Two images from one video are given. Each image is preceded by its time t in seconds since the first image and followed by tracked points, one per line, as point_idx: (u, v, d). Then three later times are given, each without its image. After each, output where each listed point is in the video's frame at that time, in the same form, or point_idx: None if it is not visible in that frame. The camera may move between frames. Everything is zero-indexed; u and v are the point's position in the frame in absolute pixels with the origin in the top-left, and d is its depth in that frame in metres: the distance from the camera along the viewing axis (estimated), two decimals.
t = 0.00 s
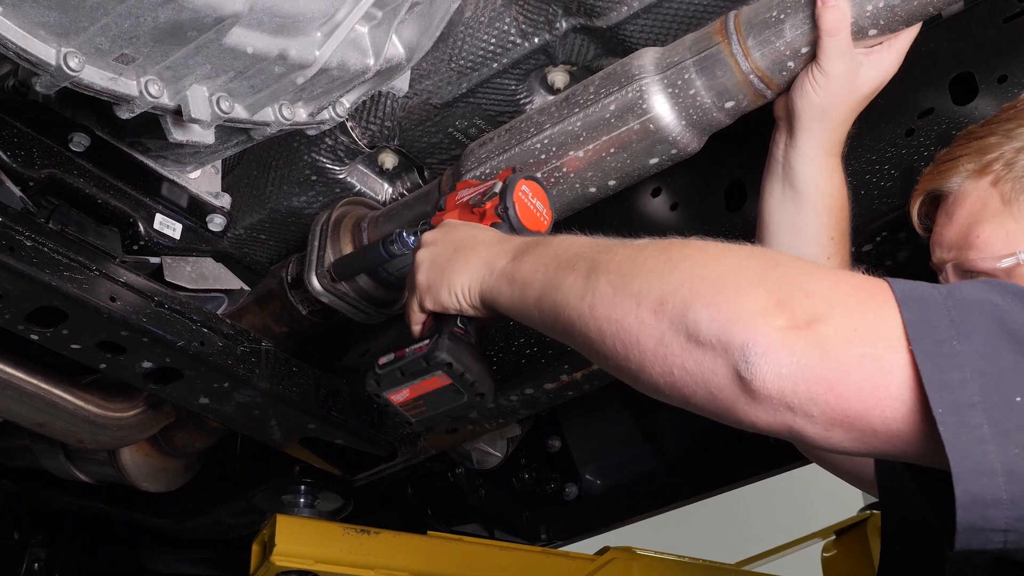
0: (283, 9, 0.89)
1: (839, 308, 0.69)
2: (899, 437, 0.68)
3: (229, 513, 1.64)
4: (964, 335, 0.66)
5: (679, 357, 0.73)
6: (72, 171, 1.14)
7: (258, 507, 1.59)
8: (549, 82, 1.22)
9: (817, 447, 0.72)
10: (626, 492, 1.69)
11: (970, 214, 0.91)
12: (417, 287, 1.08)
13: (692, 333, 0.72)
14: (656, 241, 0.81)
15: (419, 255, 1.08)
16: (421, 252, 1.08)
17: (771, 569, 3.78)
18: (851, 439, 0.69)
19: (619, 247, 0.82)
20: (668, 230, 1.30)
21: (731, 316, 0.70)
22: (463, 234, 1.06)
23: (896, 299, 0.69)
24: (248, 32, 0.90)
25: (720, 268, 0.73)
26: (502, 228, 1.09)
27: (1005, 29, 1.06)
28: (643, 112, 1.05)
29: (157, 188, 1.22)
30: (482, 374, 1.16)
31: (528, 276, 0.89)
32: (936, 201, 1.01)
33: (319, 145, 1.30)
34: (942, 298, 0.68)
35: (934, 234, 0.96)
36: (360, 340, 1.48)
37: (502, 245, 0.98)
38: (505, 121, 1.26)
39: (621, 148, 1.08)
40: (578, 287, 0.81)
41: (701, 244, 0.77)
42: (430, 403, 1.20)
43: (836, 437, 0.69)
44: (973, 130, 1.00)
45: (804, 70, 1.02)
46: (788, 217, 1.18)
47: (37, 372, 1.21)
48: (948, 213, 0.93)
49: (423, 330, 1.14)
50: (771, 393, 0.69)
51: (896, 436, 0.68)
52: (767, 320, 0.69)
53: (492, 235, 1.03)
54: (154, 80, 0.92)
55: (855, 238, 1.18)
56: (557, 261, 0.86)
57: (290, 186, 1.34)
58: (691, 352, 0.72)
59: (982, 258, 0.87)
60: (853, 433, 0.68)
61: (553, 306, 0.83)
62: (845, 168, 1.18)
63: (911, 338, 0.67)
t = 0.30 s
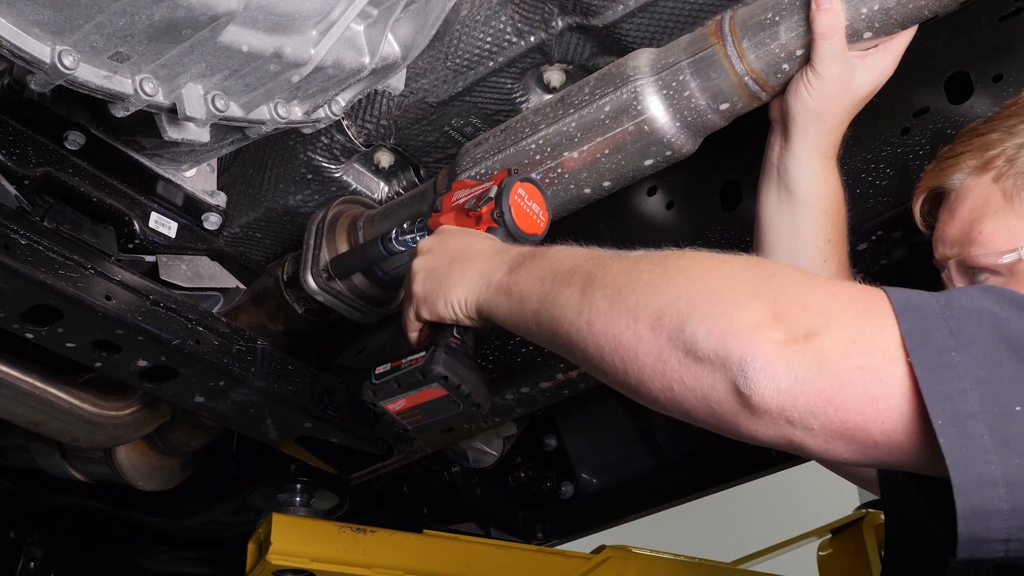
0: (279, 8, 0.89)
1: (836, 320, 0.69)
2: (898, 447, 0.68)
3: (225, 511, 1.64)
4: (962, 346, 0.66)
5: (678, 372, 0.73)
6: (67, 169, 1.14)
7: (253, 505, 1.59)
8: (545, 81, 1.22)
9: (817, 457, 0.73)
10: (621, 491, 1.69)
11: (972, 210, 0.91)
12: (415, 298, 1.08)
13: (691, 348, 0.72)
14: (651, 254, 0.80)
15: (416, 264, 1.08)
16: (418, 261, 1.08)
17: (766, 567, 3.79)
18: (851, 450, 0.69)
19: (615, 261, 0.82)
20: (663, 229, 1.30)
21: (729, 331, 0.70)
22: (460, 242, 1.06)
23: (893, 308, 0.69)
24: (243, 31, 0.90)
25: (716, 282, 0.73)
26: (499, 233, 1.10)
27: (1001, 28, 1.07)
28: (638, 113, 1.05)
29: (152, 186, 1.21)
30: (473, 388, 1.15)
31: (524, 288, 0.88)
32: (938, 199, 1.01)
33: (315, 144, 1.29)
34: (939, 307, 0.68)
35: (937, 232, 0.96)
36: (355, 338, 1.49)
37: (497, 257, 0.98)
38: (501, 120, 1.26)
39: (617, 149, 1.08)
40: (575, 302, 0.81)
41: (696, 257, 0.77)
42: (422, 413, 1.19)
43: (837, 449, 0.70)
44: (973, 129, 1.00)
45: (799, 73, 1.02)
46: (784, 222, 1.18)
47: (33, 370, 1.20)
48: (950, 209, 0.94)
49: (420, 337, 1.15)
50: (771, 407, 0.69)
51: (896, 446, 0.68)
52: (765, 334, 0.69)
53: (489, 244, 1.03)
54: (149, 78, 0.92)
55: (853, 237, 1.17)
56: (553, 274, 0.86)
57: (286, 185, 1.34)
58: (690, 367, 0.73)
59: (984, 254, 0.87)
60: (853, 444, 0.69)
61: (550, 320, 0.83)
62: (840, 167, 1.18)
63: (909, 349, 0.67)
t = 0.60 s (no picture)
0: (278, 6, 0.89)
1: (834, 340, 0.68)
2: (899, 465, 0.68)
3: (225, 511, 1.64)
4: (962, 365, 0.66)
5: (677, 398, 0.72)
6: (66, 168, 1.14)
7: (253, 505, 1.59)
8: (544, 80, 1.22)
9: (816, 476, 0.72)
10: (621, 490, 1.69)
11: (975, 206, 0.90)
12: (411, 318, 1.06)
13: (690, 371, 0.70)
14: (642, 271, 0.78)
15: (405, 283, 1.06)
16: (407, 278, 1.06)
17: (765, 566, 3.79)
18: (853, 471, 0.69)
19: (605, 279, 0.79)
20: (663, 228, 1.31)
21: (728, 357, 0.69)
22: (447, 255, 1.03)
23: (889, 328, 0.69)
24: (243, 29, 0.90)
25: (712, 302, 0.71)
26: (479, 225, 1.10)
27: (1000, 27, 1.07)
28: (635, 113, 1.05)
29: (151, 185, 1.20)
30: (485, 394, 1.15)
31: (515, 309, 0.86)
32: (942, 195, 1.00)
33: (314, 142, 1.30)
34: (938, 328, 0.68)
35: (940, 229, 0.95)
36: (356, 336, 1.49)
37: (487, 271, 0.96)
38: (500, 119, 1.26)
39: (615, 149, 1.08)
40: (568, 325, 0.78)
41: (688, 274, 0.75)
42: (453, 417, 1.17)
43: (838, 469, 0.69)
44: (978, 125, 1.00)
45: (796, 75, 1.02)
46: (782, 223, 1.18)
47: (32, 369, 1.21)
48: (953, 205, 0.93)
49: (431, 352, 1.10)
50: (773, 433, 0.68)
51: (898, 462, 0.68)
52: (765, 358, 0.68)
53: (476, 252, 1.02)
54: (148, 77, 0.92)
55: (853, 236, 1.18)
56: (543, 295, 0.83)
57: (285, 184, 1.34)
58: (690, 393, 0.71)
59: (984, 248, 0.86)
60: (855, 464, 0.69)
61: (544, 343, 0.81)
62: (839, 166, 1.19)
63: (908, 369, 0.67)
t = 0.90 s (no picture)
0: (276, 6, 0.89)
1: (797, 399, 0.69)
2: (876, 515, 0.70)
3: (223, 510, 1.64)
4: (930, 411, 0.66)
5: (653, 467, 0.73)
6: (64, 166, 1.13)
7: (251, 504, 1.59)
8: (543, 79, 1.22)
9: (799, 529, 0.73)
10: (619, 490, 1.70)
11: (966, 197, 0.92)
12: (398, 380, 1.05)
13: (660, 438, 0.71)
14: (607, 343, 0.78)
15: (397, 344, 1.05)
16: (399, 338, 1.05)
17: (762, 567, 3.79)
18: (830, 523, 0.71)
19: (574, 351, 0.79)
20: (661, 227, 1.30)
21: (695, 425, 0.69)
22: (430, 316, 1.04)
23: (853, 382, 0.69)
24: (241, 28, 0.90)
25: (675, 372, 0.71)
26: (483, 294, 1.07)
27: (999, 27, 1.07)
28: (634, 112, 1.05)
29: (149, 183, 1.21)
30: (462, 461, 1.16)
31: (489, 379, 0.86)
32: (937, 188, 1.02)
33: (312, 141, 1.30)
34: (902, 378, 0.68)
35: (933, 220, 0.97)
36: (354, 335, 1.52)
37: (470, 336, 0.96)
38: (499, 119, 1.26)
39: (614, 149, 1.08)
40: (540, 401, 0.78)
41: (651, 342, 0.75)
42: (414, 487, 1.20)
43: (815, 523, 0.71)
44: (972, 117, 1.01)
45: (795, 73, 1.02)
46: (781, 222, 1.18)
47: (29, 368, 1.20)
48: (946, 197, 0.95)
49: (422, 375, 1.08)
50: (749, 498, 0.69)
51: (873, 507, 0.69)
52: (730, 423, 0.68)
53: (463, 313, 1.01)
54: (146, 75, 0.92)
55: (853, 235, 1.19)
56: (516, 371, 0.83)
57: (284, 183, 1.34)
58: (665, 463, 0.72)
59: (976, 241, 0.87)
60: (830, 516, 0.70)
61: (518, 416, 0.82)
62: (838, 166, 1.19)
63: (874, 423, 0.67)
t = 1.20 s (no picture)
0: (273, 6, 0.89)
1: (745, 436, 0.70)
2: (834, 548, 0.71)
3: (220, 509, 1.64)
4: (867, 451, 0.66)
5: (611, 512, 0.75)
6: (62, 167, 1.14)
7: (248, 504, 1.59)
8: (540, 80, 1.22)
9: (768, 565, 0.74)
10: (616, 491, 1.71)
11: (960, 177, 0.93)
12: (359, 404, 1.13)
13: (614, 478, 0.74)
14: (567, 394, 0.83)
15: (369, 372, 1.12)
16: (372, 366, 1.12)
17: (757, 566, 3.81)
18: (788, 558, 0.72)
19: (534, 404, 0.85)
20: (659, 229, 1.30)
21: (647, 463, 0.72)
22: (408, 355, 1.10)
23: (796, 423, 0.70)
24: (239, 28, 0.90)
25: (627, 417, 0.75)
26: (466, 355, 1.16)
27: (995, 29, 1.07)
28: (631, 113, 1.05)
29: (147, 184, 1.21)
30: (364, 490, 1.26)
31: (454, 430, 0.92)
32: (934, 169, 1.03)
33: (310, 142, 1.30)
34: (841, 417, 0.68)
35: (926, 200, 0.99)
36: (352, 335, 1.51)
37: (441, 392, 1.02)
38: (496, 119, 1.26)
39: (612, 151, 1.08)
40: (504, 447, 0.83)
41: (606, 391, 0.80)
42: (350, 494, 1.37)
43: (773, 559, 0.72)
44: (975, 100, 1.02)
45: (793, 75, 1.02)
46: (781, 225, 1.18)
47: (26, 368, 1.20)
48: (941, 177, 0.97)
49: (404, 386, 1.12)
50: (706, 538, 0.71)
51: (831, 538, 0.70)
52: (677, 461, 0.71)
53: (437, 360, 1.08)
54: (143, 76, 0.92)
55: (850, 236, 1.18)
56: (478, 418, 0.89)
57: (281, 183, 1.34)
58: (621, 507, 0.74)
59: (965, 222, 0.88)
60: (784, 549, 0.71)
61: (483, 468, 0.86)
62: (835, 168, 1.19)
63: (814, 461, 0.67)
